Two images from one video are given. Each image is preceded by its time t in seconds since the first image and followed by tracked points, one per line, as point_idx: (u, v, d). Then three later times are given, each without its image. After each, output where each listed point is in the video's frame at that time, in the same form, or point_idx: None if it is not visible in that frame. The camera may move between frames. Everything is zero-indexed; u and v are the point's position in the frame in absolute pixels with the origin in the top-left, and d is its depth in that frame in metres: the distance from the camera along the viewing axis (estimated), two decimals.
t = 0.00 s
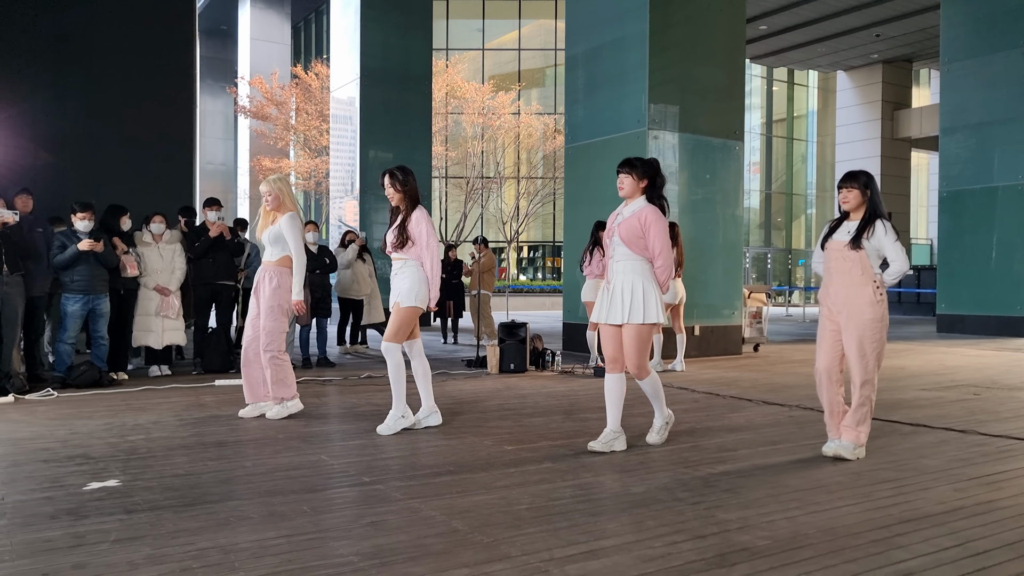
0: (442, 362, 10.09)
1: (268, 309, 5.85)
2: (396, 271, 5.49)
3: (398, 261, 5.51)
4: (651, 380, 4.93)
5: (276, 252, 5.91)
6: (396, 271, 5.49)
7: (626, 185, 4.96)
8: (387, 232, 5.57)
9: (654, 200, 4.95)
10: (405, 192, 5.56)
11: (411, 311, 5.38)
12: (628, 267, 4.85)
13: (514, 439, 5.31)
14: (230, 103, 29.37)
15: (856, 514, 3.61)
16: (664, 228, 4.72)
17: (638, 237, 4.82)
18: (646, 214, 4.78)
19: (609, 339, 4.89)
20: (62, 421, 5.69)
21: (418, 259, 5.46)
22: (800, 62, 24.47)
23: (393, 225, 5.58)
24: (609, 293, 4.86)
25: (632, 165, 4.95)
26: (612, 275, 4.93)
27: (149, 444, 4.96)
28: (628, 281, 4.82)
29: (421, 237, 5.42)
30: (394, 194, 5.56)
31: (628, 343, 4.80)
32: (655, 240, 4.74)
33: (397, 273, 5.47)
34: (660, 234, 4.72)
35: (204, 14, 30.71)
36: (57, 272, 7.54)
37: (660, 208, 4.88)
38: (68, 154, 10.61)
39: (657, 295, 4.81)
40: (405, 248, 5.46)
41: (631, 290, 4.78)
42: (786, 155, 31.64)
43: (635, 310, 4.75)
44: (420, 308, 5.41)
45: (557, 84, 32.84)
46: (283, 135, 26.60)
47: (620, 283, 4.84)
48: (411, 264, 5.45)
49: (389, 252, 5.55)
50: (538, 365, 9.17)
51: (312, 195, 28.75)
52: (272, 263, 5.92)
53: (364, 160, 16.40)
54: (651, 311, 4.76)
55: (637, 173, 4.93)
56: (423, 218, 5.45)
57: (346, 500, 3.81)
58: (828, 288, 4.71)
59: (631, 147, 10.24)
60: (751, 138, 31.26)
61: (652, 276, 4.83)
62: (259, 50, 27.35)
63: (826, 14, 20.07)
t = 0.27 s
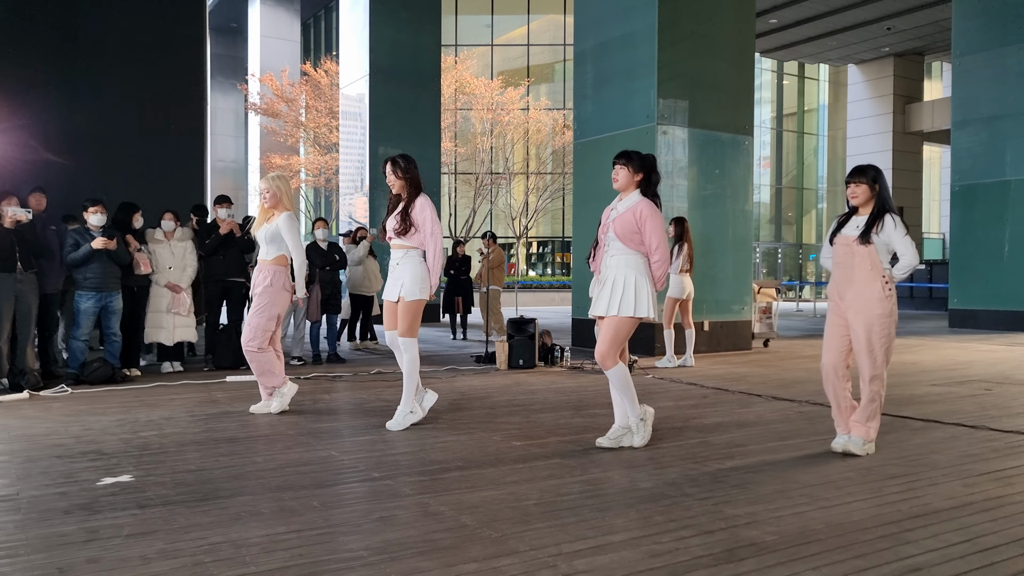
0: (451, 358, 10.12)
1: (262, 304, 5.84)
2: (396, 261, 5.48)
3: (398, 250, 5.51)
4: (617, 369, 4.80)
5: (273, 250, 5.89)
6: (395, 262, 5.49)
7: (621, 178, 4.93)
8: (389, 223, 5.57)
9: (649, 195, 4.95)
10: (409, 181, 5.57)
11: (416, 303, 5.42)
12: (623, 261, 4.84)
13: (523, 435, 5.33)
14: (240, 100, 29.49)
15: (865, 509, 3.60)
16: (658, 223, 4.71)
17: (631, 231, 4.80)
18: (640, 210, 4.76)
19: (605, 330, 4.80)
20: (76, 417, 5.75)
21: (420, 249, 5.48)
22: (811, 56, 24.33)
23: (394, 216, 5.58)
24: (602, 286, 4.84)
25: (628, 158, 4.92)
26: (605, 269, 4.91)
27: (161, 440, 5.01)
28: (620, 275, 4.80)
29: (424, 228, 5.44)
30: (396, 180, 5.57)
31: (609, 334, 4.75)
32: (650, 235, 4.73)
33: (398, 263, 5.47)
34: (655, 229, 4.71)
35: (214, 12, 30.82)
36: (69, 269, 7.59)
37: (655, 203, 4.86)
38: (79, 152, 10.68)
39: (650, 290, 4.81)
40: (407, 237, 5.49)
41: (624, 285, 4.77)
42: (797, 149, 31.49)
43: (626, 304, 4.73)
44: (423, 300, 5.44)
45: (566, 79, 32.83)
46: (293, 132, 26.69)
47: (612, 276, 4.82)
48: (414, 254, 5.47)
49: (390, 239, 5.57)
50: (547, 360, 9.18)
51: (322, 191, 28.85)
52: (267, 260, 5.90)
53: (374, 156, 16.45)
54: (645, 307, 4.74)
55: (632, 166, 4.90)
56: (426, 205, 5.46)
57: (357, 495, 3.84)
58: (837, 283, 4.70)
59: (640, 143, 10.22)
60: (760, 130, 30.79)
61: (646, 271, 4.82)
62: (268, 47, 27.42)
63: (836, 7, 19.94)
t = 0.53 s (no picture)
0: (471, 355, 10.14)
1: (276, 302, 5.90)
2: (415, 263, 5.50)
3: (416, 253, 5.52)
4: (623, 364, 4.77)
5: (289, 250, 5.95)
6: (413, 265, 5.51)
7: (634, 175, 4.89)
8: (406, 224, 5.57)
9: (663, 190, 4.89)
10: (427, 182, 5.55)
11: (438, 305, 5.44)
12: (636, 259, 4.81)
13: (543, 432, 5.33)
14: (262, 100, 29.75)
15: (889, 508, 3.56)
16: (669, 218, 4.64)
17: (644, 227, 4.77)
18: (652, 205, 4.72)
19: (615, 327, 4.75)
20: (103, 414, 5.84)
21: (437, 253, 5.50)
22: (834, 48, 24.04)
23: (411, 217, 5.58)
24: (614, 282, 4.84)
25: (640, 154, 4.88)
26: (619, 265, 4.91)
27: (185, 437, 5.07)
28: (632, 272, 4.79)
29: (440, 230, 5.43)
30: (415, 182, 5.57)
31: (614, 330, 4.76)
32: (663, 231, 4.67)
33: (416, 266, 5.50)
34: (666, 223, 4.63)
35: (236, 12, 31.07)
36: (95, 268, 7.68)
37: (668, 199, 4.81)
38: (104, 153, 10.82)
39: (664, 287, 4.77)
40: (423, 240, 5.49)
41: (635, 282, 4.74)
42: (820, 143, 31.14)
43: (636, 301, 4.71)
44: (444, 302, 5.45)
45: (587, 75, 32.76)
46: (315, 130, 26.89)
47: (624, 273, 4.81)
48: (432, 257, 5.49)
49: (405, 242, 5.57)
50: (568, 357, 9.16)
51: (344, 189, 29.04)
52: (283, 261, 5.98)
53: (395, 154, 16.52)
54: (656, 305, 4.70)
55: (644, 162, 4.86)
56: (442, 210, 5.43)
57: (378, 493, 3.86)
58: (859, 279, 4.64)
59: (661, 138, 10.16)
60: (783, 126, 30.76)
61: (657, 267, 4.79)
62: (290, 46, 27.60)
63: None
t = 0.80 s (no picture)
0: (494, 353, 10.14)
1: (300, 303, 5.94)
2: (437, 267, 5.51)
3: (438, 256, 5.53)
4: (644, 362, 4.74)
5: (310, 251, 5.99)
6: (435, 269, 5.52)
7: (653, 172, 4.85)
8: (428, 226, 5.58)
9: (680, 185, 4.87)
10: (449, 185, 5.54)
11: (461, 307, 5.44)
12: (655, 255, 4.78)
13: (566, 430, 5.32)
14: (287, 102, 30.01)
15: (916, 505, 3.50)
16: (687, 210, 4.60)
17: (661, 222, 4.74)
18: (669, 200, 4.69)
19: (635, 326, 4.72)
20: (131, 415, 5.94)
21: (458, 256, 5.49)
22: (859, 39, 23.69)
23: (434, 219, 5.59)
24: (633, 279, 4.81)
25: (656, 150, 4.84)
26: (637, 262, 4.88)
27: (210, 438, 5.14)
28: (650, 268, 4.76)
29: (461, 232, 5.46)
30: (438, 185, 5.55)
31: (634, 328, 4.73)
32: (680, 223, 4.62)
33: (438, 269, 5.50)
34: (684, 215, 4.59)
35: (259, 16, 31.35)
36: (123, 272, 7.80)
37: (686, 193, 4.78)
38: (131, 158, 10.98)
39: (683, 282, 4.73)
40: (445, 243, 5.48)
41: (653, 278, 4.71)
42: (847, 135, 30.71)
43: (656, 297, 4.67)
44: (467, 304, 5.45)
45: (609, 71, 32.63)
46: (338, 131, 27.07)
47: (643, 270, 4.78)
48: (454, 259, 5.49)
49: (427, 245, 5.57)
50: (591, 355, 9.13)
51: (368, 189, 29.19)
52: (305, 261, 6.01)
53: (418, 154, 16.58)
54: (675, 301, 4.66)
55: (660, 158, 4.82)
56: (465, 217, 5.46)
57: (400, 492, 3.87)
58: (883, 272, 4.57)
59: (683, 133, 10.09)
60: (807, 118, 30.21)
61: (676, 262, 4.75)
62: (313, 49, 27.80)
63: None
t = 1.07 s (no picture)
0: (504, 354, 10.14)
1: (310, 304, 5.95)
2: (443, 269, 5.51)
3: (444, 258, 5.52)
4: (651, 362, 4.72)
5: (316, 251, 5.99)
6: (441, 271, 5.52)
7: (658, 169, 4.83)
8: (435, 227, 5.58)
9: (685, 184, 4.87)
10: (455, 186, 5.54)
11: (468, 309, 5.42)
12: (662, 254, 4.76)
13: (574, 431, 5.30)
14: (297, 106, 30.14)
15: (926, 504, 3.46)
16: (693, 205, 4.58)
17: (667, 220, 4.72)
18: (676, 196, 4.67)
19: (642, 325, 4.69)
20: (140, 420, 5.97)
21: (465, 257, 5.49)
22: (869, 36, 23.55)
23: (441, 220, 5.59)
24: (638, 279, 4.79)
25: (660, 149, 4.81)
26: (643, 261, 4.86)
27: (218, 442, 5.15)
28: (657, 267, 4.74)
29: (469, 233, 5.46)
30: (445, 187, 5.55)
31: (641, 327, 4.70)
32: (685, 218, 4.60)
33: (444, 271, 5.50)
34: (690, 210, 4.57)
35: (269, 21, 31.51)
36: (132, 277, 7.86)
37: (692, 191, 4.76)
38: (142, 164, 11.06)
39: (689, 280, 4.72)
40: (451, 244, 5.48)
41: (660, 276, 4.69)
42: (858, 132, 30.51)
43: (664, 295, 4.65)
44: (473, 306, 5.45)
45: (618, 72, 32.60)
46: (348, 135, 27.16)
47: (650, 269, 4.76)
48: (460, 260, 5.49)
49: (434, 247, 5.57)
50: (601, 355, 9.11)
51: (378, 192, 29.26)
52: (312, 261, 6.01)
53: (427, 156, 16.61)
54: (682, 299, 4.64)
55: (665, 157, 4.79)
56: (474, 219, 5.47)
57: (406, 494, 3.87)
58: (891, 270, 4.53)
59: (691, 132, 10.06)
60: (819, 119, 30.27)
61: (682, 260, 4.74)
62: (322, 53, 27.90)
63: None
